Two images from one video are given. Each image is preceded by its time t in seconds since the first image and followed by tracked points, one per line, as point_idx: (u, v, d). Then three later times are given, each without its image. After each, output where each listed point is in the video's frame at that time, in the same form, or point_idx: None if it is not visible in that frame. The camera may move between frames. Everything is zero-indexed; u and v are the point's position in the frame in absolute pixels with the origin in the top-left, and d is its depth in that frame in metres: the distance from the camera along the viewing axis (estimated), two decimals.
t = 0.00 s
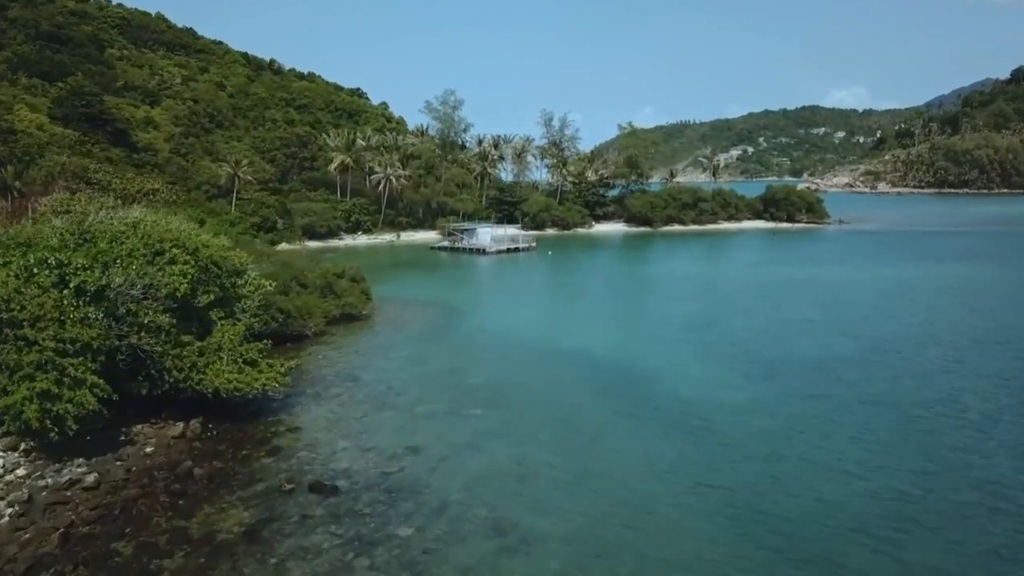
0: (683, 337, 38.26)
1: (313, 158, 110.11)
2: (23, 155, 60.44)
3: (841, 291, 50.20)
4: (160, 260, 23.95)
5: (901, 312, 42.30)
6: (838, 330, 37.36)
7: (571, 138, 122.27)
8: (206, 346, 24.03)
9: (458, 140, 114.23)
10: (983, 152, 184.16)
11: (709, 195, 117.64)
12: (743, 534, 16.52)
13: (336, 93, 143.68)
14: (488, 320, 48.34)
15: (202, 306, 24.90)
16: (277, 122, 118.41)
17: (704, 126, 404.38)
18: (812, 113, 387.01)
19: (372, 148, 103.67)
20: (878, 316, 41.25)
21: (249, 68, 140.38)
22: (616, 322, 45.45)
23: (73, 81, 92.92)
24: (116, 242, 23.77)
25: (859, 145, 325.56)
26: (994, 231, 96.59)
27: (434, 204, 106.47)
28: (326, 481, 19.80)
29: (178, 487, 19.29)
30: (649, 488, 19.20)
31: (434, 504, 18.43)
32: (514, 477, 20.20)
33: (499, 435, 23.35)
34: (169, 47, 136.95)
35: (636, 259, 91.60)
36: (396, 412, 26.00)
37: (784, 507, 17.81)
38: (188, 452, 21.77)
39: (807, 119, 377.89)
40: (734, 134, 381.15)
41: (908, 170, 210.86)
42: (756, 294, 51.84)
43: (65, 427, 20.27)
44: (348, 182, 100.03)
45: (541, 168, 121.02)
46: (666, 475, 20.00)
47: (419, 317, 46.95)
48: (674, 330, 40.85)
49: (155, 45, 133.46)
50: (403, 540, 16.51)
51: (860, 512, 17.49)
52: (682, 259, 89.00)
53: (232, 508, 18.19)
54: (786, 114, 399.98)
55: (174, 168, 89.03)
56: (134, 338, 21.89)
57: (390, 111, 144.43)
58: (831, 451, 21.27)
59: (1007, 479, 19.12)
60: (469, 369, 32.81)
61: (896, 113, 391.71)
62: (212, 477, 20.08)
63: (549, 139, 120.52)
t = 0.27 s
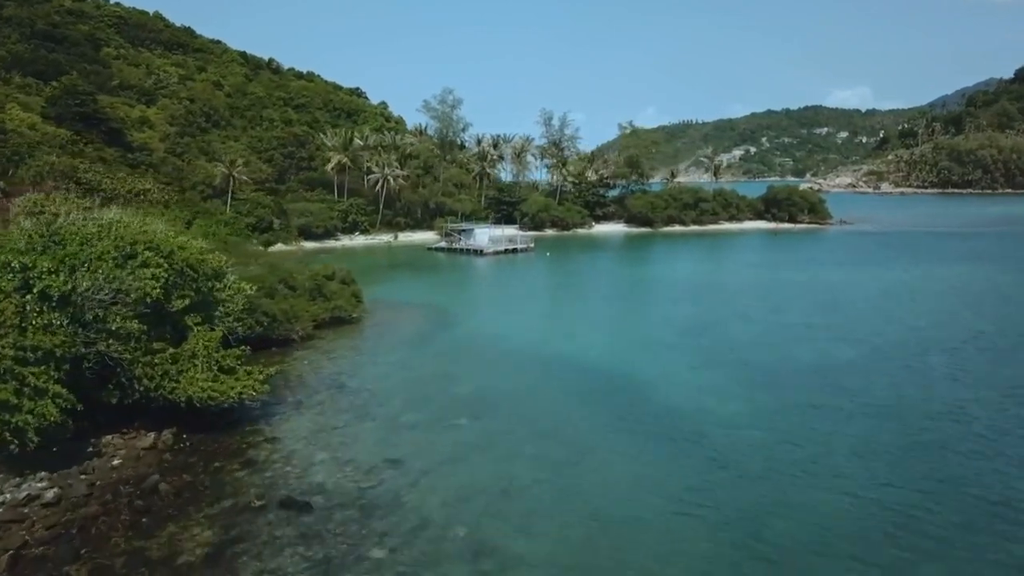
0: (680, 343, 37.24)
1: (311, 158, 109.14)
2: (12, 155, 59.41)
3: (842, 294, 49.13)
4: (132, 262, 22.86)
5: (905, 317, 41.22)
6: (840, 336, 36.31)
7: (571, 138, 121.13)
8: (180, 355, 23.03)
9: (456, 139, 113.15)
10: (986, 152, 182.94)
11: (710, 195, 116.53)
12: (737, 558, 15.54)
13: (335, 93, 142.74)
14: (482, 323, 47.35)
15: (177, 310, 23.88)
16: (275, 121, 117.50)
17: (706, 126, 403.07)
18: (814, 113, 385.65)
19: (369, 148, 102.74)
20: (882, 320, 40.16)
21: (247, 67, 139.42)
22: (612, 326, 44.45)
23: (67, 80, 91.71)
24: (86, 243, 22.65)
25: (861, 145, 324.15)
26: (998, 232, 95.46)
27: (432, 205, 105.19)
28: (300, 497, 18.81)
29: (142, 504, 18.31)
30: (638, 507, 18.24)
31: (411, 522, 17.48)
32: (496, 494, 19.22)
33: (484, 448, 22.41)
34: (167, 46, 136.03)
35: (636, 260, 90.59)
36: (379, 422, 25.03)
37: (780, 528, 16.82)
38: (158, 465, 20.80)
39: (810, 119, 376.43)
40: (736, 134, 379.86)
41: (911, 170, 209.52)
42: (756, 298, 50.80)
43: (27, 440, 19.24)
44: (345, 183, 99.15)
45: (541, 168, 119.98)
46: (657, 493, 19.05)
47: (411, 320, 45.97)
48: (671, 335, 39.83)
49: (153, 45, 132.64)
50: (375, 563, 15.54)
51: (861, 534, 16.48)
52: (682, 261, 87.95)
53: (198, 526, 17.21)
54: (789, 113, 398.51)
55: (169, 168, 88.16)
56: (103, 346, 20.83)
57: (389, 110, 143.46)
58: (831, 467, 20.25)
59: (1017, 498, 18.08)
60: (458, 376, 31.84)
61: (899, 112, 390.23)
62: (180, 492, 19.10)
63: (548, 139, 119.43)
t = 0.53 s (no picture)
0: (676, 347, 36.20)
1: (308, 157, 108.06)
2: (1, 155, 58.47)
3: (844, 297, 48.00)
4: (100, 267, 21.82)
5: (909, 319, 40.06)
6: (840, 340, 35.20)
7: (571, 137, 119.90)
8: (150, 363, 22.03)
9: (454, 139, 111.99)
10: (990, 151, 181.63)
11: (712, 195, 115.33)
12: None
13: (333, 92, 141.71)
14: (475, 326, 46.35)
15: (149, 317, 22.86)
16: (272, 121, 116.48)
17: (708, 125, 401.79)
18: (817, 113, 384.20)
19: (367, 148, 101.74)
20: (883, 323, 39.02)
21: (246, 66, 138.54)
22: (609, 329, 43.42)
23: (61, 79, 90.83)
24: (50, 246, 21.51)
25: (864, 144, 322.66)
26: (1003, 232, 94.26)
27: (430, 205, 103.96)
28: (269, 514, 17.80)
29: (102, 522, 17.27)
30: (627, 525, 17.22)
31: (385, 542, 16.50)
32: (478, 511, 18.18)
33: (468, 460, 21.40)
34: (165, 45, 135.15)
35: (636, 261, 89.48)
36: (361, 431, 24.00)
37: (776, 549, 15.80)
38: (124, 479, 19.80)
39: (813, 119, 374.96)
40: (739, 134, 378.52)
41: (914, 169, 208.14)
42: (756, 300, 49.68)
43: None
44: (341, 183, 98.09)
45: (540, 168, 118.94)
46: (647, 509, 18.04)
47: (403, 322, 44.96)
48: (667, 338, 38.79)
49: (150, 44, 131.74)
50: None
51: (862, 556, 15.45)
52: (682, 262, 86.93)
53: (157, 547, 16.22)
54: (791, 113, 397.09)
55: (164, 168, 87.18)
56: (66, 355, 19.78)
57: (388, 110, 142.57)
58: (831, 482, 19.21)
59: None
60: (446, 382, 30.82)
61: (902, 112, 388.60)
62: (144, 509, 18.07)
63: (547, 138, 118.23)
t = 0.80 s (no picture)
0: (671, 354, 34.97)
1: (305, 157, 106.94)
2: None
3: (846, 301, 46.72)
4: (59, 273, 20.52)
5: (913, 325, 38.74)
6: (841, 347, 33.93)
7: (571, 137, 118.53)
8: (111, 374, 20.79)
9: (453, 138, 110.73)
10: (995, 151, 180.02)
11: (713, 195, 113.88)
12: None
13: (332, 92, 140.63)
14: (466, 330, 45.15)
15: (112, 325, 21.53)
16: (269, 120, 115.34)
17: (711, 125, 400.32)
18: (820, 113, 382.47)
19: (363, 147, 100.54)
20: (886, 329, 37.73)
21: (243, 66, 137.49)
22: (602, 334, 42.20)
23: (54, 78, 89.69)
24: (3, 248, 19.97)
25: (868, 144, 320.89)
26: (1008, 233, 92.79)
27: (428, 205, 102.64)
28: (228, 539, 16.54)
29: (47, 547, 16.02)
30: (611, 552, 16.01)
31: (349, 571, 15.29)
32: (452, 535, 16.95)
33: (446, 478, 20.20)
34: (162, 44, 134.09)
35: (636, 262, 88.24)
36: (336, 445, 22.76)
37: None
38: (78, 498, 18.55)
39: (816, 119, 373.19)
40: (741, 134, 377.00)
41: (917, 169, 206.53)
42: (755, 304, 48.43)
43: None
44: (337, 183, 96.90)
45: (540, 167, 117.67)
46: (634, 534, 16.81)
47: (392, 326, 43.78)
48: (662, 344, 37.59)
49: (147, 43, 130.81)
50: None
51: None
52: (682, 263, 85.66)
53: None
54: (794, 113, 395.33)
55: (158, 168, 86.10)
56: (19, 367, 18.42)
57: (387, 110, 141.53)
58: (832, 505, 17.92)
59: None
60: (430, 389, 29.63)
61: (905, 111, 386.60)
62: (95, 533, 16.82)
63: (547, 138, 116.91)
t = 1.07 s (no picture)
0: (666, 360, 33.95)
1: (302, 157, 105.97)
2: None
3: (847, 304, 45.62)
4: (17, 278, 19.63)
5: (916, 329, 37.59)
6: (842, 353, 32.83)
7: (570, 136, 117.37)
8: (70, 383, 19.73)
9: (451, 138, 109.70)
10: (999, 151, 178.70)
11: (715, 195, 112.67)
12: None
13: (331, 91, 139.66)
14: (459, 333, 44.18)
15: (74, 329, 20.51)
16: (267, 120, 114.37)
17: (713, 125, 399.06)
18: (823, 113, 381.08)
19: (361, 147, 99.52)
20: (888, 333, 36.64)
21: (241, 65, 136.66)
22: (597, 338, 41.26)
23: (48, 77, 88.78)
24: None
25: (871, 144, 319.45)
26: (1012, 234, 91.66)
27: (426, 205, 101.45)
28: (185, 564, 15.50)
29: None
30: None
31: None
32: (427, 559, 15.97)
33: (424, 497, 19.23)
34: (159, 44, 133.29)
35: (635, 263, 87.22)
36: (312, 459, 21.72)
37: None
38: (33, 516, 17.48)
39: (819, 119, 371.72)
40: (744, 134, 375.70)
41: (921, 169, 205.27)
42: (754, 307, 47.39)
43: None
44: (334, 183, 95.93)
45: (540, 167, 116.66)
46: (618, 559, 15.85)
47: (382, 328, 42.79)
48: (658, 349, 36.58)
49: (144, 42, 130.03)
50: None
51: None
52: (682, 264, 84.63)
53: None
54: (797, 113, 393.92)
55: (152, 168, 85.22)
56: None
57: (386, 109, 140.69)
58: (829, 528, 16.81)
59: None
60: (416, 398, 28.63)
61: (909, 111, 384.98)
62: (45, 557, 15.78)
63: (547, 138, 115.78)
